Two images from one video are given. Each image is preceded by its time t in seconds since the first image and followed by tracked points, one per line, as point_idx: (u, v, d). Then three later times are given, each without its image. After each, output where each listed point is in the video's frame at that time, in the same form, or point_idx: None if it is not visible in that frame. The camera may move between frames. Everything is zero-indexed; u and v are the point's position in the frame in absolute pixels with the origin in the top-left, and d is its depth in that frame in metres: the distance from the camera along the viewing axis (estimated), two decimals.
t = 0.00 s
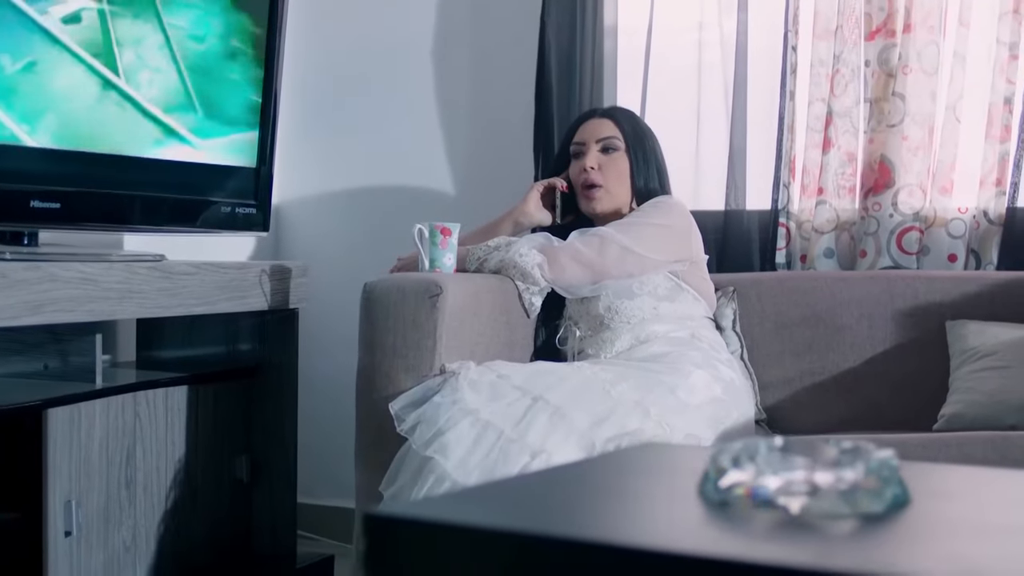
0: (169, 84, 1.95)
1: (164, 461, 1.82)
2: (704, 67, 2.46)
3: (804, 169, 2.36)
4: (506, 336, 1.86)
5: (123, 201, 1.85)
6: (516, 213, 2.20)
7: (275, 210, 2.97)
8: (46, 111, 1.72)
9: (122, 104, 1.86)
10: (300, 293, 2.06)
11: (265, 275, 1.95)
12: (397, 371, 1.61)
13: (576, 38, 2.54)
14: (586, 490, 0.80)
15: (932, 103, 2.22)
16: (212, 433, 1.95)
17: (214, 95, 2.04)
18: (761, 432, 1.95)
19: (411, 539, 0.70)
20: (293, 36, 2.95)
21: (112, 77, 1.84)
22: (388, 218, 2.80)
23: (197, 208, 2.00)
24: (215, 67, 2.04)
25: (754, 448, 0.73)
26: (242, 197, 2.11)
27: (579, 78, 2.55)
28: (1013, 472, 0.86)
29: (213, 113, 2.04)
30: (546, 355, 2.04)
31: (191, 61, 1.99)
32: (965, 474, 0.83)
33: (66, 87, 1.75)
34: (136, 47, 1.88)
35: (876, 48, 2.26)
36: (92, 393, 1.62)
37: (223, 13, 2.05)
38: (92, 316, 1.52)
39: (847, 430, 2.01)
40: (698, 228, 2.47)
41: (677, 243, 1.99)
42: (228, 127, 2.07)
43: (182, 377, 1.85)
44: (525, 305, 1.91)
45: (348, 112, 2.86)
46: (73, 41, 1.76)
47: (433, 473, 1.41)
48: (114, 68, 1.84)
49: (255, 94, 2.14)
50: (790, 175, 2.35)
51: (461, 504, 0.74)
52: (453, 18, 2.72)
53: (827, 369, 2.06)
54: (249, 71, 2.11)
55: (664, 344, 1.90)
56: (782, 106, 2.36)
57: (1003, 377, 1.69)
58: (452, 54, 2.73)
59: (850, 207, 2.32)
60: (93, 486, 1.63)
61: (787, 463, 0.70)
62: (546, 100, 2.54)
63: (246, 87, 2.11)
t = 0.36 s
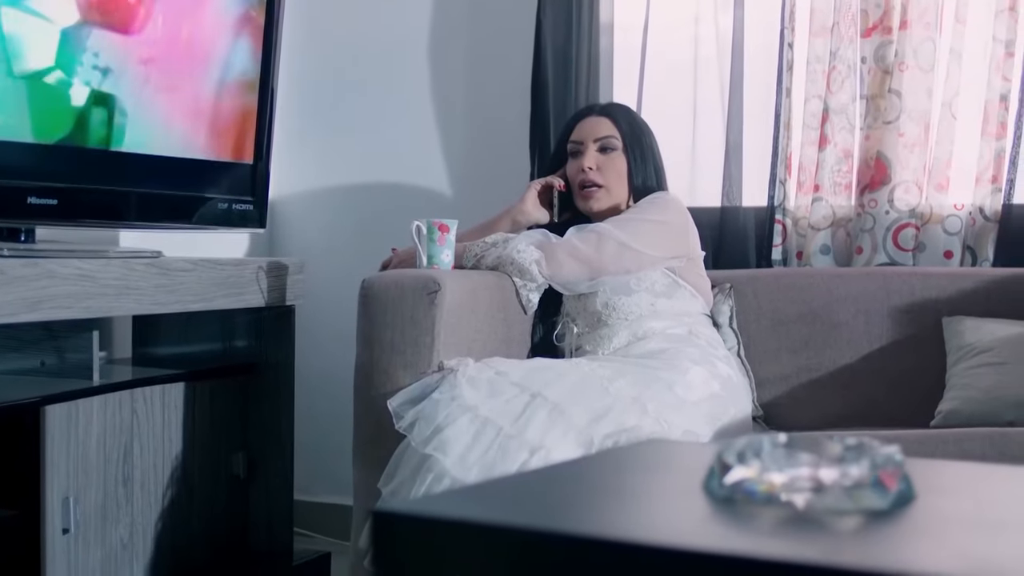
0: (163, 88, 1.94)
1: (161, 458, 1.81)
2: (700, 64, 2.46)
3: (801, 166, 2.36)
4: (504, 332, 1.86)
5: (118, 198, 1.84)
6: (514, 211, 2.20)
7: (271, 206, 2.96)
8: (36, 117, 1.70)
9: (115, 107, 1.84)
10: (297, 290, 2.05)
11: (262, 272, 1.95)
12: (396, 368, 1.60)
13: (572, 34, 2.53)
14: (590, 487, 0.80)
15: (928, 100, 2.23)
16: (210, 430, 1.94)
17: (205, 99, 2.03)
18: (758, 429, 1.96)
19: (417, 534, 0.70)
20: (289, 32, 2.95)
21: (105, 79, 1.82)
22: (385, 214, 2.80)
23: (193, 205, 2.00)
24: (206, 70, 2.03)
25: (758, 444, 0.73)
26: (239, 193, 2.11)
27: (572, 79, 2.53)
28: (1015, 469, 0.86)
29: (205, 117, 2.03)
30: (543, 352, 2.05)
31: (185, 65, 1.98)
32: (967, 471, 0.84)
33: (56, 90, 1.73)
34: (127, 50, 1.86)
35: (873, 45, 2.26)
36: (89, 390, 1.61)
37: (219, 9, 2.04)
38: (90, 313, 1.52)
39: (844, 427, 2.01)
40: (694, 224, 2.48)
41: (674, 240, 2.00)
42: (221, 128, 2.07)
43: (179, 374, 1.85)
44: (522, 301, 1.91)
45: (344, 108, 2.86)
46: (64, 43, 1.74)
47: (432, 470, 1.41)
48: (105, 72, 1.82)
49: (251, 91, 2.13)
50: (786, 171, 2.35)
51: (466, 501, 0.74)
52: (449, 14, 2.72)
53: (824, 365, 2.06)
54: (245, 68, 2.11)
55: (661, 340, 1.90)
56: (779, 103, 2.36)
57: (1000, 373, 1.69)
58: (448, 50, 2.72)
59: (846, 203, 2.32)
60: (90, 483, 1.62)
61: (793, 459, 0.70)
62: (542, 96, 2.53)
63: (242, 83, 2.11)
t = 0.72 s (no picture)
0: (171, 84, 1.95)
1: (161, 456, 1.81)
2: (698, 63, 2.46)
3: (800, 164, 2.37)
4: (503, 330, 1.86)
5: (117, 195, 1.84)
6: (514, 210, 2.20)
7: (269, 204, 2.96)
8: (54, 117, 1.73)
9: (130, 106, 1.87)
10: (296, 288, 2.05)
11: (261, 270, 1.94)
12: (396, 365, 1.60)
13: (571, 31, 2.52)
14: (594, 484, 0.80)
15: (927, 98, 2.23)
16: (209, 428, 1.94)
17: (211, 96, 2.04)
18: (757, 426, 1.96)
19: (421, 531, 0.69)
20: (289, 28, 2.94)
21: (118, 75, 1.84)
22: (384, 212, 2.79)
23: (191, 202, 1.99)
24: (213, 66, 2.04)
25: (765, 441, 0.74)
26: (238, 191, 2.10)
27: (571, 75, 2.52)
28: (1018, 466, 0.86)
29: (213, 113, 2.05)
30: (542, 350, 2.05)
31: (193, 62, 1.99)
32: (971, 468, 0.84)
33: (73, 92, 1.76)
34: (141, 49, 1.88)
35: (871, 43, 2.26)
36: (89, 388, 1.61)
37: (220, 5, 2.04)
38: (90, 311, 1.52)
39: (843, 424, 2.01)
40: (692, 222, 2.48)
41: (674, 238, 2.00)
42: (227, 123, 2.08)
43: (179, 372, 1.85)
44: (522, 299, 1.91)
45: (343, 106, 2.86)
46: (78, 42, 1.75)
47: (433, 468, 1.41)
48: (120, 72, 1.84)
49: (250, 88, 2.13)
50: (785, 169, 2.35)
51: (471, 498, 0.74)
52: (447, 11, 2.72)
53: (823, 363, 2.07)
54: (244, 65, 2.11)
55: (661, 338, 1.90)
56: (777, 101, 2.36)
57: (999, 370, 1.70)
58: (446, 48, 2.72)
59: (844, 201, 2.33)
60: (91, 480, 1.62)
61: (799, 456, 0.70)
62: (541, 94, 2.53)
63: (241, 81, 2.10)
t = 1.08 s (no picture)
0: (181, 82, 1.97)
1: (162, 456, 1.81)
2: (698, 62, 2.45)
3: (800, 163, 2.37)
4: (504, 329, 1.86)
5: (117, 194, 1.84)
6: (515, 210, 2.20)
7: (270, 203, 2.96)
8: (80, 122, 1.77)
9: (151, 110, 1.91)
10: (297, 288, 2.05)
11: (263, 269, 1.93)
12: (398, 365, 1.60)
13: (571, 30, 2.52)
14: (600, 483, 0.80)
15: (927, 97, 2.23)
16: (211, 426, 1.94)
17: (217, 96, 2.05)
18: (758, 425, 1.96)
19: (429, 531, 0.69)
20: (290, 27, 2.94)
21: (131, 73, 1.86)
22: (384, 211, 2.79)
23: (191, 201, 1.99)
24: (219, 67, 2.05)
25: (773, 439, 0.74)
26: (239, 190, 2.10)
27: (572, 74, 2.52)
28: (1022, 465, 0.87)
29: (220, 113, 2.06)
30: (543, 349, 2.05)
31: (201, 61, 2.01)
32: (975, 467, 0.84)
33: (89, 89, 1.78)
34: (162, 55, 1.91)
35: (872, 43, 2.26)
36: (91, 388, 1.61)
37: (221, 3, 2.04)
38: (93, 310, 1.52)
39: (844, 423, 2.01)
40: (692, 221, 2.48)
41: (675, 237, 2.01)
42: (233, 123, 2.09)
43: (180, 371, 1.84)
44: (523, 298, 1.92)
45: (343, 105, 2.85)
46: (94, 39, 1.77)
47: (436, 467, 1.41)
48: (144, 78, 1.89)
49: (251, 87, 2.13)
50: (785, 168, 2.35)
51: (479, 497, 0.74)
52: (447, 10, 2.71)
53: (823, 362, 2.07)
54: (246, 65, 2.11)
55: (662, 337, 1.90)
56: (778, 101, 2.36)
57: (1001, 369, 1.70)
58: (446, 47, 2.72)
59: (845, 201, 2.33)
60: (93, 480, 1.62)
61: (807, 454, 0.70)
62: (542, 93, 2.53)
63: (243, 80, 2.11)
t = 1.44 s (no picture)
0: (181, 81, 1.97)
1: (163, 455, 1.81)
2: (699, 62, 2.45)
3: (800, 162, 2.37)
4: (505, 329, 1.86)
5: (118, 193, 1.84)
6: (516, 210, 2.20)
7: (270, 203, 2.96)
8: (81, 121, 1.77)
9: (153, 109, 1.91)
10: (298, 287, 2.04)
11: (264, 268, 1.93)
12: (400, 364, 1.60)
13: (572, 30, 2.52)
14: (606, 482, 0.80)
15: (927, 96, 2.23)
16: (212, 426, 1.95)
17: (218, 96, 2.05)
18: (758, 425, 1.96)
19: (436, 531, 0.69)
20: (291, 27, 2.94)
21: (131, 72, 1.86)
22: (384, 210, 2.79)
23: (191, 201, 1.98)
24: (220, 66, 2.05)
25: (779, 439, 0.74)
26: (240, 189, 2.10)
27: (573, 74, 2.52)
28: None
29: (221, 112, 2.06)
30: (544, 348, 2.05)
31: (201, 60, 2.01)
32: (981, 466, 0.84)
33: (90, 88, 1.78)
34: (163, 53, 1.92)
35: (872, 42, 2.26)
36: (93, 387, 1.61)
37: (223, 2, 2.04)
38: (95, 310, 1.52)
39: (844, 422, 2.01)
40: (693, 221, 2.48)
41: (676, 237, 2.00)
42: (234, 122, 2.09)
43: (181, 371, 1.84)
44: (524, 298, 1.92)
45: (344, 104, 2.85)
46: (96, 38, 1.77)
47: (438, 466, 1.42)
48: (146, 76, 1.89)
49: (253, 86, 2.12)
50: (786, 168, 2.36)
51: (486, 497, 0.74)
52: (448, 9, 2.71)
53: (824, 362, 2.07)
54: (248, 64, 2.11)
55: (663, 337, 1.90)
56: (779, 101, 2.36)
57: (1002, 369, 1.71)
58: (447, 46, 2.72)
59: (845, 201, 2.33)
60: (95, 479, 1.62)
61: (812, 453, 0.70)
62: (542, 93, 2.53)
63: (245, 80, 2.11)
